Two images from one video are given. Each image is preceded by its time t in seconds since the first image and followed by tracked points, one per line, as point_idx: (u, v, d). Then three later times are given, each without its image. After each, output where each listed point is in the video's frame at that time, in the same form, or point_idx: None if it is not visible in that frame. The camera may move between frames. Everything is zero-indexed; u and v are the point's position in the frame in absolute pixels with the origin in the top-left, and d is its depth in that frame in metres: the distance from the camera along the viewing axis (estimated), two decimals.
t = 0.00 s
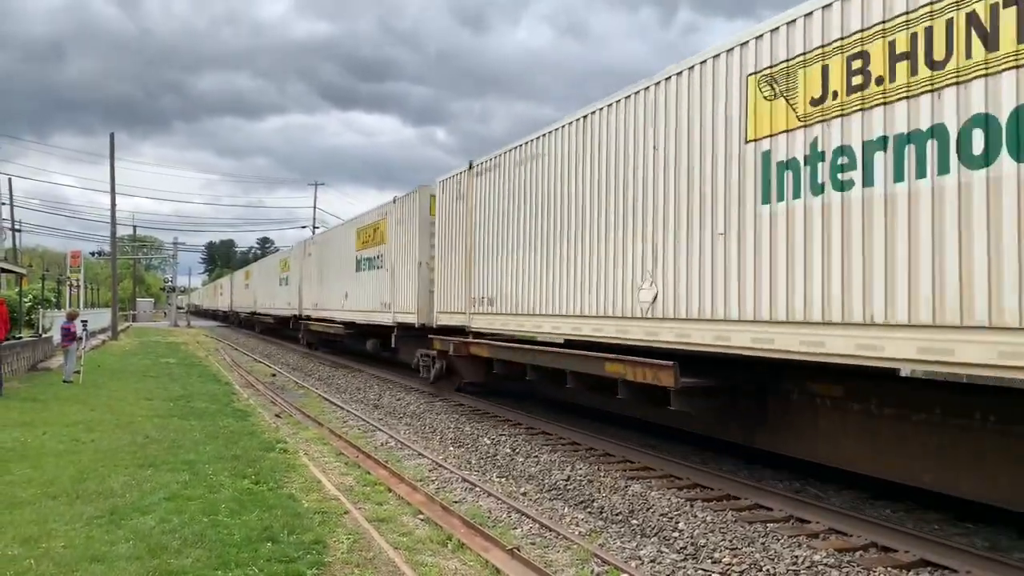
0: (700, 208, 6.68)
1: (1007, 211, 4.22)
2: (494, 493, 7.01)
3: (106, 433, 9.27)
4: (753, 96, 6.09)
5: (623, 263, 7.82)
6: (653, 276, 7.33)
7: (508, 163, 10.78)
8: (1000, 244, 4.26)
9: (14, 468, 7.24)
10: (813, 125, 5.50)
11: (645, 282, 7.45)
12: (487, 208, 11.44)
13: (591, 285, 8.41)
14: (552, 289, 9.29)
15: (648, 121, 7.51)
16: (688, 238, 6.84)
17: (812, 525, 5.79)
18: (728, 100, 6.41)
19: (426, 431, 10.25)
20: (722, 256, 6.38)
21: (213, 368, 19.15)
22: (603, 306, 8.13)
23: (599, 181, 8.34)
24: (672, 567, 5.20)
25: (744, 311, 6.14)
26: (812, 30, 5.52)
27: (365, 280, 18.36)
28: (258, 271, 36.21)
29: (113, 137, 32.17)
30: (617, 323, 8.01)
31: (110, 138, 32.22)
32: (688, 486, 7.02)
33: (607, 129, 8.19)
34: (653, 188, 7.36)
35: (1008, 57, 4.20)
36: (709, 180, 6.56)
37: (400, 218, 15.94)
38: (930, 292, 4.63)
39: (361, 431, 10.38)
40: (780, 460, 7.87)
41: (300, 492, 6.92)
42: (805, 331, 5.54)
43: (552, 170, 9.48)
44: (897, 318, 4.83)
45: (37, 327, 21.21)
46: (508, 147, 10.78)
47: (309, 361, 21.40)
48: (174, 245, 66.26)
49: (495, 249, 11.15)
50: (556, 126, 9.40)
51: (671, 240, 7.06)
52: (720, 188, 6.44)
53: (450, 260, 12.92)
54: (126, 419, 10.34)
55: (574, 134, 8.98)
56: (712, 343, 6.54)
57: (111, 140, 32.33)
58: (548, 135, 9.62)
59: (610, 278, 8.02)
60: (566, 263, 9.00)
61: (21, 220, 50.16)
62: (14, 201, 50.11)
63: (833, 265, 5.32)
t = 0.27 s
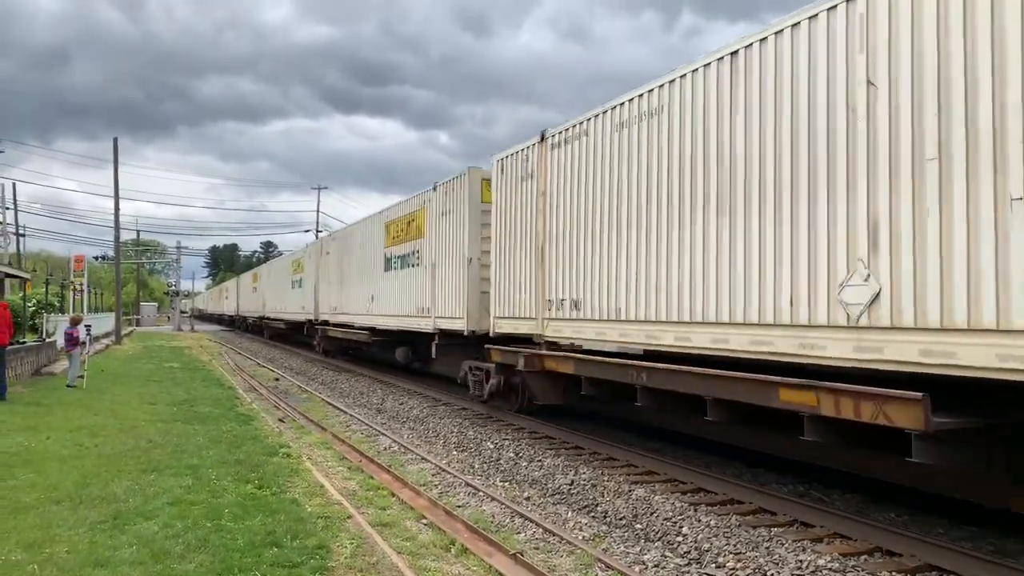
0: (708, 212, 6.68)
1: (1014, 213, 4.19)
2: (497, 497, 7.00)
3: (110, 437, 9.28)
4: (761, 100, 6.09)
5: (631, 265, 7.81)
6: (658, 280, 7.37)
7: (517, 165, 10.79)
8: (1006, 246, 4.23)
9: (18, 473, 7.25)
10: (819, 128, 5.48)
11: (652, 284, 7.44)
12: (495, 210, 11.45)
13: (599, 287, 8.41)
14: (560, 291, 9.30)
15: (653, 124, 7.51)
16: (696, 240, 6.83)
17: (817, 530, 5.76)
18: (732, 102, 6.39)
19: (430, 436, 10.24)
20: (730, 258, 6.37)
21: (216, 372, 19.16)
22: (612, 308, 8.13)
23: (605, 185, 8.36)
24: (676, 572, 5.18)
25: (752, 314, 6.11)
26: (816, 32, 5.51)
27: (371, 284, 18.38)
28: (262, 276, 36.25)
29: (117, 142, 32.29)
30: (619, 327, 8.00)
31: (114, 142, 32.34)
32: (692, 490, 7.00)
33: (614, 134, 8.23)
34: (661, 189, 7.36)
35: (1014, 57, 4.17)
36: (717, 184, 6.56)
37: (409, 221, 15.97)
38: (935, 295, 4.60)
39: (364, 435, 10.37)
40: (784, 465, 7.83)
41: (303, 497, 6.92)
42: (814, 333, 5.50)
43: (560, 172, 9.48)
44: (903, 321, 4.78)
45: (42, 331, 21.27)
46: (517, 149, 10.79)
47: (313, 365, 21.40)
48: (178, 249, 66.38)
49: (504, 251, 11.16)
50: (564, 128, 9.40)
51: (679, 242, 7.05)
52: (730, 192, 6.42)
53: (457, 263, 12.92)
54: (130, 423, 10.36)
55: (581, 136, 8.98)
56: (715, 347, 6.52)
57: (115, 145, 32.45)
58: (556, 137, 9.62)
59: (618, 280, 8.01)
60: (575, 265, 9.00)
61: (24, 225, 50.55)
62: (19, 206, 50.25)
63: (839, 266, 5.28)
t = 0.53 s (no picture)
0: (694, 215, 6.63)
1: (993, 215, 4.14)
2: (498, 499, 6.99)
3: (110, 439, 9.28)
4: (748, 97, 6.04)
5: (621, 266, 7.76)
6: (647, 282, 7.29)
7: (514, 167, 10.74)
8: (985, 247, 4.18)
9: (19, 475, 7.25)
10: (808, 128, 5.44)
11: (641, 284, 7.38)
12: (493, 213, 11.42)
13: (591, 289, 8.36)
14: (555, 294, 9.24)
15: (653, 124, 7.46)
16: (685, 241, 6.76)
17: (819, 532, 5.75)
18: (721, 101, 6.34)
19: (431, 437, 10.23)
20: (717, 259, 6.32)
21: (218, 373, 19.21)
22: (603, 310, 8.08)
23: (598, 184, 8.30)
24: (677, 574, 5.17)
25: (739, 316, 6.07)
26: (804, 32, 5.49)
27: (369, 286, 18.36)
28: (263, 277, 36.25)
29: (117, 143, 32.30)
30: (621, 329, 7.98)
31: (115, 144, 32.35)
32: (693, 492, 6.99)
33: (608, 131, 8.14)
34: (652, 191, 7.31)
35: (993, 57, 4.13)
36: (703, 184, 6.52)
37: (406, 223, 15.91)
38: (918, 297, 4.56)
39: (366, 436, 10.37)
40: (785, 466, 7.82)
41: (304, 498, 6.91)
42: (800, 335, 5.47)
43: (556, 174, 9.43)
44: (887, 322, 4.75)
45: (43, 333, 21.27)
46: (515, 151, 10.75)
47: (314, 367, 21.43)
48: (179, 251, 66.45)
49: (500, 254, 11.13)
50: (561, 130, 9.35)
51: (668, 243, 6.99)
52: (714, 192, 6.40)
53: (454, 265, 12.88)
54: (132, 425, 10.36)
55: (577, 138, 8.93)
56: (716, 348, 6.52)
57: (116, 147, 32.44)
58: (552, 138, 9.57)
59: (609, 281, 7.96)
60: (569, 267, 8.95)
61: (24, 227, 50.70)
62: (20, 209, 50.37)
63: (825, 267, 5.25)
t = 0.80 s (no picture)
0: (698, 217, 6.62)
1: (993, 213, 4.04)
2: (498, 499, 6.99)
3: (110, 437, 9.27)
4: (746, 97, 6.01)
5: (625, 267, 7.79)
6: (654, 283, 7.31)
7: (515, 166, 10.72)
8: (983, 246, 4.08)
9: (19, 473, 7.24)
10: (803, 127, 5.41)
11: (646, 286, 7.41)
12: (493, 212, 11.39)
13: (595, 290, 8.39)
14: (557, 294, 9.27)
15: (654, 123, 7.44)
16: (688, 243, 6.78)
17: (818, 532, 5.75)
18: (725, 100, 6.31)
19: (430, 437, 10.23)
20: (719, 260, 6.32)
21: (218, 372, 19.23)
22: (607, 311, 8.12)
23: (604, 184, 8.31)
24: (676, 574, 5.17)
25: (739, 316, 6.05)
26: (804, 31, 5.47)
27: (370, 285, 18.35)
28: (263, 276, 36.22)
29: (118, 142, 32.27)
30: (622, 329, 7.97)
31: (115, 143, 32.33)
32: (693, 492, 6.99)
33: (613, 131, 8.13)
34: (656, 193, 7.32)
35: (993, 51, 4.02)
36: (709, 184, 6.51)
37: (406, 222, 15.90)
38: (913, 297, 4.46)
39: (365, 436, 10.37)
40: (785, 467, 7.81)
41: (304, 497, 6.91)
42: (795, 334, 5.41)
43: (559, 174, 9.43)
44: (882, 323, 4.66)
45: (43, 332, 21.25)
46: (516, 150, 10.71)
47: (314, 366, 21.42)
48: (179, 250, 66.42)
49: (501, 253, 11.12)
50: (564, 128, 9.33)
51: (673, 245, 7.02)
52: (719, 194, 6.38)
53: (454, 264, 12.88)
54: (131, 424, 10.35)
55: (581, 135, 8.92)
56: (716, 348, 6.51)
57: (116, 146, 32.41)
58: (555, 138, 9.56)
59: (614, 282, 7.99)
60: (571, 267, 8.97)
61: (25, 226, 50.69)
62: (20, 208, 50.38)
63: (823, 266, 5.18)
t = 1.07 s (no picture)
0: (702, 218, 6.66)
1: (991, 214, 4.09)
2: (496, 498, 6.99)
3: (108, 436, 9.26)
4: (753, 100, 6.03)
5: (625, 268, 7.85)
6: (658, 282, 7.30)
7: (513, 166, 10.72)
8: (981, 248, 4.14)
9: (17, 472, 7.23)
10: (807, 131, 5.42)
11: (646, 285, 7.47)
12: (489, 211, 11.41)
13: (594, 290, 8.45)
14: (556, 293, 9.32)
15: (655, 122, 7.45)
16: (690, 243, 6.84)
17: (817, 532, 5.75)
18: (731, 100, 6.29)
19: (428, 436, 10.23)
20: (721, 261, 6.37)
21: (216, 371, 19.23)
22: (610, 310, 8.12)
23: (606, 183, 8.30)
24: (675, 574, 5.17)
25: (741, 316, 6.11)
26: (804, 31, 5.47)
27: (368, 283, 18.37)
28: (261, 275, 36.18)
29: (117, 141, 32.24)
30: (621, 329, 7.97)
31: (115, 142, 32.30)
32: (691, 492, 6.99)
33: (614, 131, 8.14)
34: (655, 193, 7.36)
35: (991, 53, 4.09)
36: (710, 185, 6.53)
37: (404, 221, 15.95)
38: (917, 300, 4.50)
39: (364, 435, 10.37)
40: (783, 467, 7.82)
41: (302, 496, 6.91)
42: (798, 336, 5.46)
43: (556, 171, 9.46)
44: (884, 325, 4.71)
45: (42, 330, 21.22)
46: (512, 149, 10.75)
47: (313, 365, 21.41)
48: (178, 249, 66.40)
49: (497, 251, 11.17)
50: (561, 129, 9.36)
51: (673, 245, 7.06)
52: (723, 196, 6.38)
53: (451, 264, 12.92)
54: (130, 423, 10.34)
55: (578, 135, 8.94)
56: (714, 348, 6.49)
57: (116, 145, 32.38)
58: (553, 138, 9.56)
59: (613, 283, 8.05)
60: (571, 266, 9.01)
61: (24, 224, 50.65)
62: (20, 206, 50.37)
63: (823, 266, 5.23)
